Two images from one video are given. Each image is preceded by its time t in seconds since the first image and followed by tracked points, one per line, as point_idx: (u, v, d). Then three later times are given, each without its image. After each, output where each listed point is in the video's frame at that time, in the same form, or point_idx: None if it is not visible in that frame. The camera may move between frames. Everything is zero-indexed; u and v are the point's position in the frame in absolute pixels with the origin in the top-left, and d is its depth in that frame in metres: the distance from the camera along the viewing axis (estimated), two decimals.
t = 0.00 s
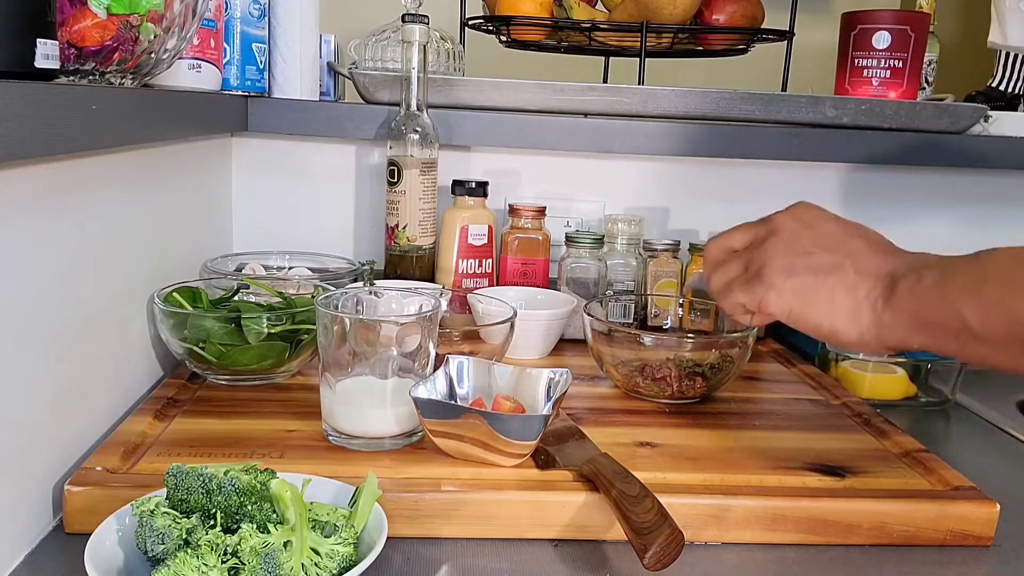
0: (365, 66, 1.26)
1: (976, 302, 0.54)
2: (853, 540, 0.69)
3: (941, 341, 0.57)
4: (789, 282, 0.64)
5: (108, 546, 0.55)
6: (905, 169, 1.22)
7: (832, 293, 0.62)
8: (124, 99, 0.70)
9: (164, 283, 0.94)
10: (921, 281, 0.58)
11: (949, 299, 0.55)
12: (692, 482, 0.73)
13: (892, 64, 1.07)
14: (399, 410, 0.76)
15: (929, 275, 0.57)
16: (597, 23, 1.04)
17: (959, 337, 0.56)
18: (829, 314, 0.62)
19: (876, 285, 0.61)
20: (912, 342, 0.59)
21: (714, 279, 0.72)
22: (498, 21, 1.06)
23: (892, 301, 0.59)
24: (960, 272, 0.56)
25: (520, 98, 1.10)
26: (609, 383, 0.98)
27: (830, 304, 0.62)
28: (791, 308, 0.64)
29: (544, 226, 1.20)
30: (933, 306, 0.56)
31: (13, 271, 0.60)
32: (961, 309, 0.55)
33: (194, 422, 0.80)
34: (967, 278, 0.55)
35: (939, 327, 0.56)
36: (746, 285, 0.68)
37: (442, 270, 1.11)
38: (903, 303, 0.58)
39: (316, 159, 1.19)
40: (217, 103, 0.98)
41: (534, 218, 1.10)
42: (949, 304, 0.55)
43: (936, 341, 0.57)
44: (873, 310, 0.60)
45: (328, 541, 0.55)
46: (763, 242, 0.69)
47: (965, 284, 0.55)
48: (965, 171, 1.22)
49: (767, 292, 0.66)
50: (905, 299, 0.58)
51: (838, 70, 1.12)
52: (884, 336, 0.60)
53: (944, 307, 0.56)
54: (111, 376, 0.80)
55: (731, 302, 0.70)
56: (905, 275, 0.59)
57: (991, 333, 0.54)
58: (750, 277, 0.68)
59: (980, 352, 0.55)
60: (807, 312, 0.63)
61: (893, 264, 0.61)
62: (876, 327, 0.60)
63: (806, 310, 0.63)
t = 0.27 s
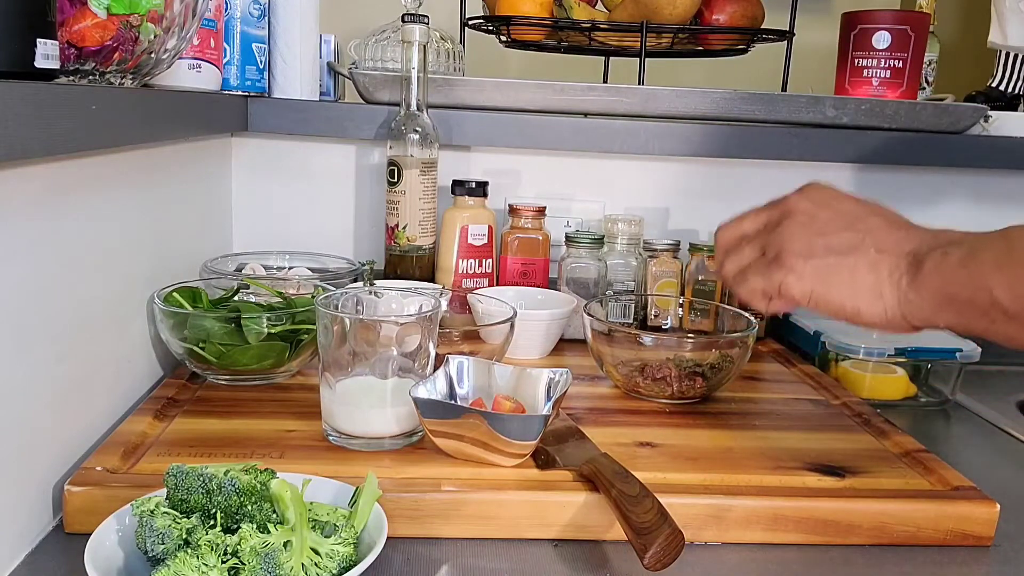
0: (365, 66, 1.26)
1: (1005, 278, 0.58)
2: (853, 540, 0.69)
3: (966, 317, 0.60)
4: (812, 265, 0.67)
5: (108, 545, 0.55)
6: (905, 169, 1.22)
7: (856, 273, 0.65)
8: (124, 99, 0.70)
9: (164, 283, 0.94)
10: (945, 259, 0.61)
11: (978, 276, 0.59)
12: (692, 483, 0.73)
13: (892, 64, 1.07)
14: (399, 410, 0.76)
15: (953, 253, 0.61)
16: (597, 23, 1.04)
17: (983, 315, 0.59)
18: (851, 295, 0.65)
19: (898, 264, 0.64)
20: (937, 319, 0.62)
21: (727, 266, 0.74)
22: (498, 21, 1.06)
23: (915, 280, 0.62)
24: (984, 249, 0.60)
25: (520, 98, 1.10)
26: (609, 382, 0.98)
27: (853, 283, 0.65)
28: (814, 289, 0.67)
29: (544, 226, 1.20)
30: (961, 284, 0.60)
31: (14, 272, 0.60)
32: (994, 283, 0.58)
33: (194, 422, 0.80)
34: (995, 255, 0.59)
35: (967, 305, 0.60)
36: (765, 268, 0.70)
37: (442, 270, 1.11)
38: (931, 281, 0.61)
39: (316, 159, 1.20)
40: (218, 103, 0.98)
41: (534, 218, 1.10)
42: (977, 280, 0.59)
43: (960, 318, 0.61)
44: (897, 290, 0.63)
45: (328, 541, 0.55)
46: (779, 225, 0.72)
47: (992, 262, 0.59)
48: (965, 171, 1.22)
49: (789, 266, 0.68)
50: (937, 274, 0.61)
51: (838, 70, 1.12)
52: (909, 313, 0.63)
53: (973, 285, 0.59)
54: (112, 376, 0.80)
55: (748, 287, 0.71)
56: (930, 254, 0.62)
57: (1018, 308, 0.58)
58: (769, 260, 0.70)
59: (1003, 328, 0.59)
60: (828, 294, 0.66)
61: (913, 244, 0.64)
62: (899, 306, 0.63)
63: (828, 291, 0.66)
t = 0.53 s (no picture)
0: (365, 66, 1.26)
1: (991, 274, 0.55)
2: (853, 540, 0.69)
3: (950, 312, 0.58)
4: (814, 229, 0.63)
5: (108, 545, 0.55)
6: (905, 169, 1.22)
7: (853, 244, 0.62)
8: (124, 99, 0.70)
9: (164, 283, 0.94)
10: (934, 255, 0.59)
11: (967, 272, 0.56)
12: (692, 483, 0.73)
13: (892, 64, 1.08)
14: (399, 410, 0.76)
15: (945, 249, 0.58)
16: (597, 23, 1.04)
17: (969, 312, 0.56)
18: (848, 267, 0.62)
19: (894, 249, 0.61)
20: (920, 313, 0.60)
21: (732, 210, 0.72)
22: (498, 21, 1.06)
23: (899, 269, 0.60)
24: (983, 243, 0.56)
25: (520, 98, 1.10)
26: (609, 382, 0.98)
27: (849, 257, 0.62)
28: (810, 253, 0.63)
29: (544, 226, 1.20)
30: (948, 278, 0.57)
31: (14, 271, 0.60)
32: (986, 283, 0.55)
33: (194, 422, 0.80)
34: (987, 250, 0.56)
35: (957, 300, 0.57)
36: (770, 220, 0.67)
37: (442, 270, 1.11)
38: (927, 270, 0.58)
39: (316, 159, 1.20)
40: (217, 103, 0.98)
41: (534, 218, 1.10)
42: (966, 276, 0.56)
43: (941, 313, 0.58)
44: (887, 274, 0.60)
45: (328, 541, 0.55)
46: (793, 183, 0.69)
47: (982, 257, 0.56)
48: (965, 172, 1.22)
49: (802, 215, 0.64)
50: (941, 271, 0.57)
51: (838, 70, 1.12)
52: (892, 300, 0.60)
53: (961, 281, 0.56)
54: (111, 376, 0.80)
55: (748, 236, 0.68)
56: (923, 245, 0.60)
57: (1006, 309, 0.55)
58: (774, 214, 0.67)
59: (989, 329, 0.56)
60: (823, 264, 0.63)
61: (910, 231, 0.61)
62: (885, 291, 0.61)
63: (824, 257, 0.63)
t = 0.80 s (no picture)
0: (365, 66, 1.26)
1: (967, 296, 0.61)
2: (852, 540, 0.69)
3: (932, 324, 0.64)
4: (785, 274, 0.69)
5: (108, 545, 0.55)
6: (905, 169, 1.22)
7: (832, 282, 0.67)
8: (124, 99, 0.70)
9: (164, 283, 0.94)
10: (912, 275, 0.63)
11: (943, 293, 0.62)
12: (691, 482, 0.73)
13: (892, 64, 1.08)
14: (399, 410, 0.76)
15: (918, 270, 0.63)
16: (597, 23, 1.04)
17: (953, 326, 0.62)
18: (829, 302, 0.67)
19: (870, 279, 0.65)
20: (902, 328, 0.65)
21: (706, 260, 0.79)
22: (498, 21, 1.06)
23: (884, 297, 0.65)
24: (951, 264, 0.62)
25: (520, 98, 1.10)
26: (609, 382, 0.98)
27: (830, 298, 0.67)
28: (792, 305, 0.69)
29: (544, 226, 1.20)
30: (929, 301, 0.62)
31: (14, 272, 0.60)
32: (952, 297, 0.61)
33: (194, 422, 0.80)
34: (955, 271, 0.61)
35: (934, 317, 0.63)
36: (737, 271, 0.74)
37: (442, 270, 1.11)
38: (898, 298, 0.64)
39: (316, 159, 1.20)
40: (217, 103, 0.98)
41: (534, 218, 1.10)
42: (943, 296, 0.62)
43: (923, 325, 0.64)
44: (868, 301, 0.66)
45: (328, 540, 0.55)
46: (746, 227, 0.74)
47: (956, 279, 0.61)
48: (965, 171, 1.22)
49: (773, 267, 0.69)
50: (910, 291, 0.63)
51: (838, 70, 1.12)
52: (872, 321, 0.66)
53: (938, 301, 0.62)
54: (111, 376, 0.80)
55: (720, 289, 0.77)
56: (896, 268, 0.64)
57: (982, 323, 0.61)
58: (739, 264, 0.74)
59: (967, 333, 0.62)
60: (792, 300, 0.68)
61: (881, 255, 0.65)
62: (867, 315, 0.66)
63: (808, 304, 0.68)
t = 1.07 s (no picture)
0: (365, 66, 1.26)
1: None
2: (852, 540, 0.69)
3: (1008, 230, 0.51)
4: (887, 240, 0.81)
5: (108, 546, 0.55)
6: (906, 169, 1.22)
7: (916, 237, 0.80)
8: (124, 99, 0.70)
9: (164, 283, 0.94)
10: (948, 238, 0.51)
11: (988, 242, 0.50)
12: (691, 482, 0.73)
13: (892, 64, 1.08)
14: (399, 410, 0.76)
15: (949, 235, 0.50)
16: (596, 23, 1.04)
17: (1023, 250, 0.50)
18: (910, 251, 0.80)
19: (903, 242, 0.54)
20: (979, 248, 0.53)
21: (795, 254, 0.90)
22: (497, 21, 1.06)
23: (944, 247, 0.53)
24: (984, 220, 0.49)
25: (520, 98, 1.10)
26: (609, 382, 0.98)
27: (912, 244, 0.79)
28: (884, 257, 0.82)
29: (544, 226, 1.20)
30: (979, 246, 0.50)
31: (13, 271, 0.60)
32: None
33: (194, 422, 0.80)
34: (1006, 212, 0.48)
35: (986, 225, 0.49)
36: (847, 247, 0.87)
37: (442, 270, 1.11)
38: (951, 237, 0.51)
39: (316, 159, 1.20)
40: (218, 103, 0.98)
41: (534, 218, 1.10)
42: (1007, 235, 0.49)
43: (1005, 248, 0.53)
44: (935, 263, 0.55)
45: (328, 541, 0.55)
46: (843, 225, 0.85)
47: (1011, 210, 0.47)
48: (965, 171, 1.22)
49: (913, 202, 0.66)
50: (971, 245, 0.51)
51: (838, 70, 1.12)
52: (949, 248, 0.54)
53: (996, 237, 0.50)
54: (111, 376, 0.80)
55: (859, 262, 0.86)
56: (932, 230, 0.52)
57: None
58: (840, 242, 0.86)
59: None
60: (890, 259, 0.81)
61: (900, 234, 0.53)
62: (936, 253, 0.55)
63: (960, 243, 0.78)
